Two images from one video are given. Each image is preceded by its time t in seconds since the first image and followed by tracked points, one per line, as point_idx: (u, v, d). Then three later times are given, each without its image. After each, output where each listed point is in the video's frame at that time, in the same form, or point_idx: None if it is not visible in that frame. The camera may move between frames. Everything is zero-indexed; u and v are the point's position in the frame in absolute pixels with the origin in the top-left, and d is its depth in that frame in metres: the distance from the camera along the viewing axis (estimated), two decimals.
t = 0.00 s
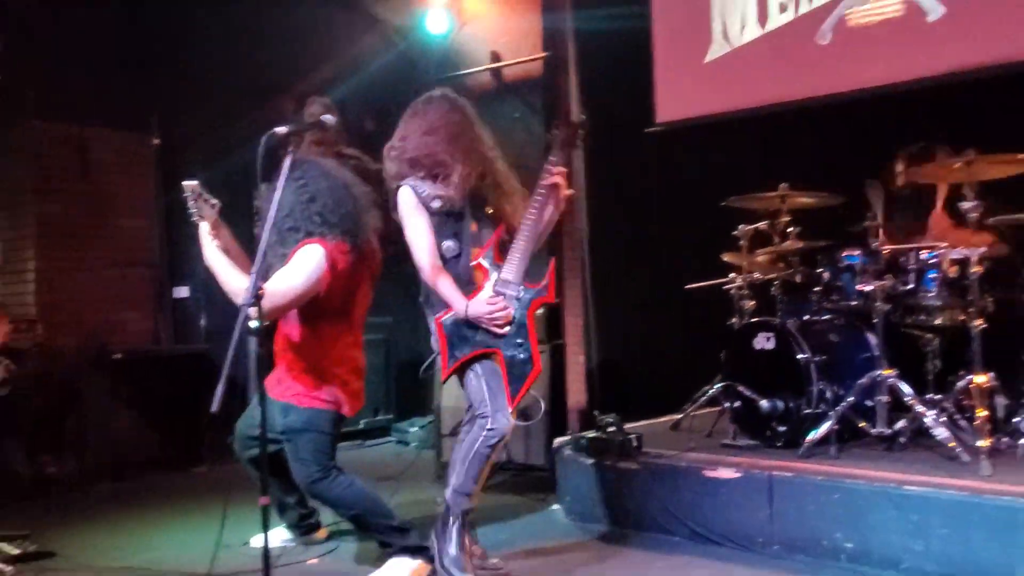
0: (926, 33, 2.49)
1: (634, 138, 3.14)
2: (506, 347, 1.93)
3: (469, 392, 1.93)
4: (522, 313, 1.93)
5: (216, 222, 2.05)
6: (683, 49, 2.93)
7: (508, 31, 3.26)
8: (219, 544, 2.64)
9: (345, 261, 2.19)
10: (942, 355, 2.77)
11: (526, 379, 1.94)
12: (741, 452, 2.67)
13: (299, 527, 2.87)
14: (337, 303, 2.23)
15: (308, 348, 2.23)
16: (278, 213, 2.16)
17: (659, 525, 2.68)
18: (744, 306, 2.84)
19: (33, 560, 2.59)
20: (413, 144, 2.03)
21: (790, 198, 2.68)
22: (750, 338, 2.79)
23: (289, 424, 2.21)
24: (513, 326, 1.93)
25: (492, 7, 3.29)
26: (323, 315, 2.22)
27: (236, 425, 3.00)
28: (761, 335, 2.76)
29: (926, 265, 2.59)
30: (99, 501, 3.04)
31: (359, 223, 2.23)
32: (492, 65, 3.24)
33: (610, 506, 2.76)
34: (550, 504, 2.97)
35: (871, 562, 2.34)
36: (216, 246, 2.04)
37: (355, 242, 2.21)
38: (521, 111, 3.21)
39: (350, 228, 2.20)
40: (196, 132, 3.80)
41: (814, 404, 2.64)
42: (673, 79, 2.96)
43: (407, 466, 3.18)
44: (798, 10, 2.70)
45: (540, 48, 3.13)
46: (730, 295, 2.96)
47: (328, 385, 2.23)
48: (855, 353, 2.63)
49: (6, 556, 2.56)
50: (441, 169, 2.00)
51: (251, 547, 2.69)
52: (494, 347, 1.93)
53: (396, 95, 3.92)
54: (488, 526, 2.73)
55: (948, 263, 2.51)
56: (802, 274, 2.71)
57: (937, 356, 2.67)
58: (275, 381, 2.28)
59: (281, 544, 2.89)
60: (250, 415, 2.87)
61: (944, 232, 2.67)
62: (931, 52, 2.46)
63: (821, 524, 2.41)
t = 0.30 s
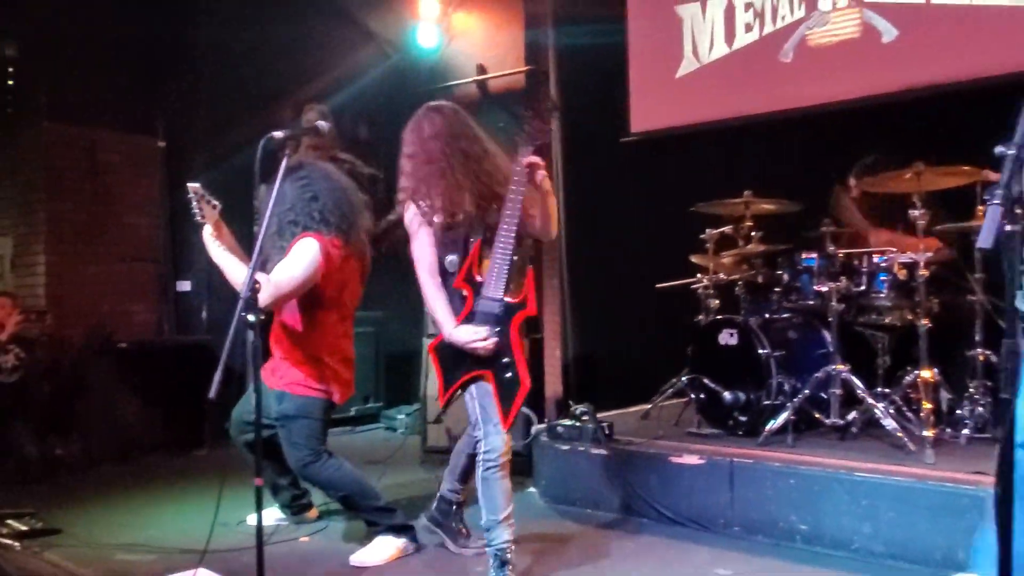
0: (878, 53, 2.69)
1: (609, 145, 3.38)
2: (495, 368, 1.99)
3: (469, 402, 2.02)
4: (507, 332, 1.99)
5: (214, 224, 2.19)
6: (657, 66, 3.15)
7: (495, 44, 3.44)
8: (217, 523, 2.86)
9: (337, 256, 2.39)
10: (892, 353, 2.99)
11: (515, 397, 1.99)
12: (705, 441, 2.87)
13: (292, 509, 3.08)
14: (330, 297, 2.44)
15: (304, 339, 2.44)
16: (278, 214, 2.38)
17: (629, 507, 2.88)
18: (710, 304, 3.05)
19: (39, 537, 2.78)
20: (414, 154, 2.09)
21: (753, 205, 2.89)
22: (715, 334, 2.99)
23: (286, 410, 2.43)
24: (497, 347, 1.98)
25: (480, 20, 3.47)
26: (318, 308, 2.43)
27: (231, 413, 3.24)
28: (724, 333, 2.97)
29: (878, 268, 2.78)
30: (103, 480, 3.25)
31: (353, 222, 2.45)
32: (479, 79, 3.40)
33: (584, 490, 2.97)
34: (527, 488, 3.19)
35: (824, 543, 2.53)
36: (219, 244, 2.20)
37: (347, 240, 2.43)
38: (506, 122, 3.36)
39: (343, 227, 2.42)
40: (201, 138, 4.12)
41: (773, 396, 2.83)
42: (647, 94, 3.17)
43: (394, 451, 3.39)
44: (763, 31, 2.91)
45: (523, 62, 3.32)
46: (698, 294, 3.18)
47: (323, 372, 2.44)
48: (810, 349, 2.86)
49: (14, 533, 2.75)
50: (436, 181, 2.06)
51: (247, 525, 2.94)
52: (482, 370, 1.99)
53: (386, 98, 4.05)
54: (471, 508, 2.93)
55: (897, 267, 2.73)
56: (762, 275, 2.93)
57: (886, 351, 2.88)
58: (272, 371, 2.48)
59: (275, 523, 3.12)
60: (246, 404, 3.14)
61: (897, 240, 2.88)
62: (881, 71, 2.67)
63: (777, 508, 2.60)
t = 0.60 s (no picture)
0: (808, 72, 2.92)
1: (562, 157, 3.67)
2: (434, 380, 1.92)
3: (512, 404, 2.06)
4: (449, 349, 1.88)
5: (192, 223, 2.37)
6: (608, 83, 3.39)
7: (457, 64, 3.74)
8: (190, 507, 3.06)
9: (308, 257, 2.62)
10: (821, 348, 3.23)
11: (446, 411, 1.90)
12: (649, 429, 3.10)
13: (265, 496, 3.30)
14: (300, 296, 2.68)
15: (275, 335, 2.67)
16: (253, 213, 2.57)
17: (579, 491, 3.11)
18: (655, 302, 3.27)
19: (18, 523, 2.94)
20: (380, 149, 2.05)
21: (695, 212, 3.13)
22: (660, 330, 3.26)
23: (257, 400, 2.66)
24: (437, 359, 1.91)
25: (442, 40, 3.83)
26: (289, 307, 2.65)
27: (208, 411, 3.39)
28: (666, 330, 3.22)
29: (807, 271, 3.05)
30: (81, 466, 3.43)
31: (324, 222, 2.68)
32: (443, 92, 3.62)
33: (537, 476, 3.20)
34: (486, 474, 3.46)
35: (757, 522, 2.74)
36: (201, 234, 2.41)
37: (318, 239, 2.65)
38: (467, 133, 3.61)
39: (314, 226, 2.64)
40: (178, 144, 4.33)
41: (712, 387, 3.07)
42: (598, 108, 3.41)
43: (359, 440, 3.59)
44: (704, 52, 3.15)
45: (482, 77, 3.63)
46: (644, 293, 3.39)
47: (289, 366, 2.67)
48: (746, 345, 3.10)
49: None
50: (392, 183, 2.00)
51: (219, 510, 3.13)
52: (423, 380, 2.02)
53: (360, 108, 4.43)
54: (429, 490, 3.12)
55: (825, 269, 2.99)
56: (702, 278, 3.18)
57: (815, 347, 3.16)
58: (242, 362, 2.71)
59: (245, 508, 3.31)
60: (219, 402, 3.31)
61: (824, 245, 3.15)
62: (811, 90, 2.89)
63: (714, 491, 2.82)
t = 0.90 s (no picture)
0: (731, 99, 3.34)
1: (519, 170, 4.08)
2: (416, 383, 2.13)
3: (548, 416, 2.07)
4: (417, 360, 2.08)
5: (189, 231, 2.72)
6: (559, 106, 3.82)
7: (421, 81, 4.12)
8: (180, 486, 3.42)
9: (295, 260, 3.00)
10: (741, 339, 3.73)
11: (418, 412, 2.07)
12: (596, 411, 3.49)
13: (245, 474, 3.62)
14: (288, 294, 3.04)
15: (261, 328, 3.01)
16: (244, 218, 2.93)
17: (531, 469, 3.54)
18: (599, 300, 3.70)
19: (23, 501, 3.26)
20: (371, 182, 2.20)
21: (635, 222, 3.56)
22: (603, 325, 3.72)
23: (241, 388, 3.00)
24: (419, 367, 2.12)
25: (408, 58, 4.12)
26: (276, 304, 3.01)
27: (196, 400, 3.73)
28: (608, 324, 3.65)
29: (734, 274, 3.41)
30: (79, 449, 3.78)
31: (308, 228, 3.06)
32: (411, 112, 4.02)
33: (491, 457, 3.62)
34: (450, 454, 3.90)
35: (688, 493, 3.13)
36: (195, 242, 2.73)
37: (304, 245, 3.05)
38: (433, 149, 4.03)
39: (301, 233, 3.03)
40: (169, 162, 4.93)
41: (649, 374, 3.52)
42: (549, 129, 3.84)
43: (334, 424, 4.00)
44: (643, 81, 3.58)
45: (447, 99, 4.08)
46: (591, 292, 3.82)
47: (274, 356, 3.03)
48: (679, 337, 3.58)
49: None
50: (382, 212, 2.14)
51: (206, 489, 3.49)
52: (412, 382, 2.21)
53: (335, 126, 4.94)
54: (398, 468, 3.54)
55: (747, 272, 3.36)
56: (640, 279, 3.62)
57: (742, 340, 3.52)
58: (231, 355, 3.04)
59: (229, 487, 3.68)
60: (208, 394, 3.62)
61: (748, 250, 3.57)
62: (733, 113, 3.30)
63: (648, 467, 3.24)
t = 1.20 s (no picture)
0: (675, 122, 3.83)
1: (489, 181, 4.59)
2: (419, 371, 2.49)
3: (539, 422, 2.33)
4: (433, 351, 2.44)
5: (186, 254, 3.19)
6: (522, 125, 4.32)
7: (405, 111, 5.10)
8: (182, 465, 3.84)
9: (281, 259, 3.47)
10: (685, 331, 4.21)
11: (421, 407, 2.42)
12: (553, 395, 3.94)
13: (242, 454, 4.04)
14: (277, 291, 3.48)
15: (254, 322, 3.45)
16: (239, 226, 3.39)
17: (497, 445, 4.08)
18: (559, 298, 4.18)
19: (35, 483, 3.61)
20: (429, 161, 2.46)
21: (590, 230, 4.04)
22: (563, 321, 4.15)
23: (237, 376, 3.41)
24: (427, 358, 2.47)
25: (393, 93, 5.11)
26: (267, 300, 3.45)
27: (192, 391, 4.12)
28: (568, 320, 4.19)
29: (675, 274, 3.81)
30: (95, 429, 4.21)
31: (293, 233, 3.54)
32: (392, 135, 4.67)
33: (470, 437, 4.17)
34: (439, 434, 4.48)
35: (636, 468, 3.55)
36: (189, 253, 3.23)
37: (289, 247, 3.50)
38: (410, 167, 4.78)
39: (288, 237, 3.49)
40: (165, 171, 5.36)
41: (602, 363, 4.00)
42: (514, 145, 4.34)
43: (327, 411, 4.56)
44: (598, 105, 4.05)
45: (422, 119, 4.97)
46: (552, 290, 4.29)
47: (270, 346, 3.47)
48: (630, 330, 4.08)
49: (16, 480, 3.57)
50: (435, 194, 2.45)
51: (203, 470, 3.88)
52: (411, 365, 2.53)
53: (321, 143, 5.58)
54: (380, 445, 4.08)
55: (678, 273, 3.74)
56: (593, 280, 4.14)
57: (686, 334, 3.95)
58: (227, 349, 3.45)
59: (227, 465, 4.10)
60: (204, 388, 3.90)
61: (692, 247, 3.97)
62: (672, 137, 3.82)
63: (596, 446, 3.69)
